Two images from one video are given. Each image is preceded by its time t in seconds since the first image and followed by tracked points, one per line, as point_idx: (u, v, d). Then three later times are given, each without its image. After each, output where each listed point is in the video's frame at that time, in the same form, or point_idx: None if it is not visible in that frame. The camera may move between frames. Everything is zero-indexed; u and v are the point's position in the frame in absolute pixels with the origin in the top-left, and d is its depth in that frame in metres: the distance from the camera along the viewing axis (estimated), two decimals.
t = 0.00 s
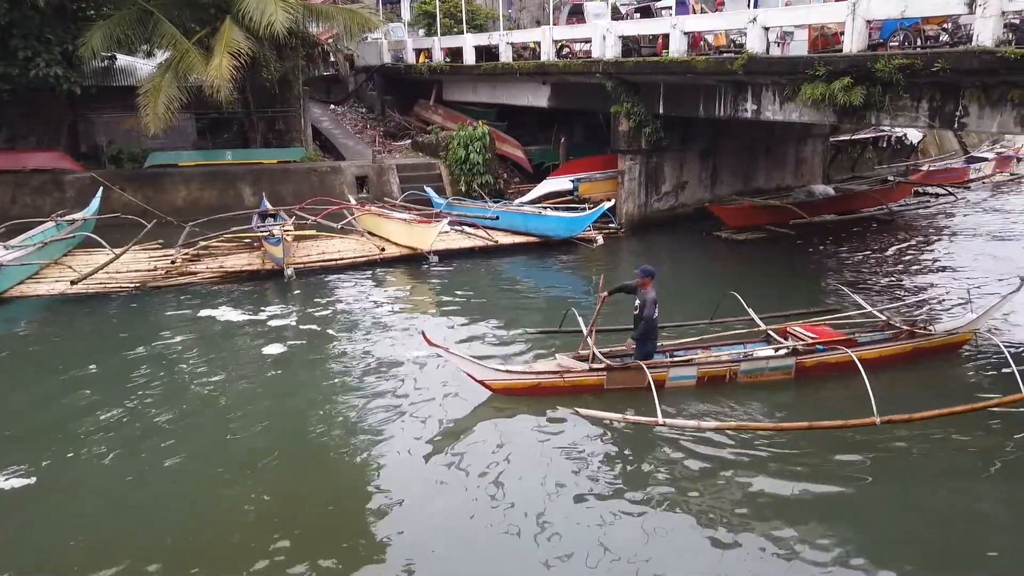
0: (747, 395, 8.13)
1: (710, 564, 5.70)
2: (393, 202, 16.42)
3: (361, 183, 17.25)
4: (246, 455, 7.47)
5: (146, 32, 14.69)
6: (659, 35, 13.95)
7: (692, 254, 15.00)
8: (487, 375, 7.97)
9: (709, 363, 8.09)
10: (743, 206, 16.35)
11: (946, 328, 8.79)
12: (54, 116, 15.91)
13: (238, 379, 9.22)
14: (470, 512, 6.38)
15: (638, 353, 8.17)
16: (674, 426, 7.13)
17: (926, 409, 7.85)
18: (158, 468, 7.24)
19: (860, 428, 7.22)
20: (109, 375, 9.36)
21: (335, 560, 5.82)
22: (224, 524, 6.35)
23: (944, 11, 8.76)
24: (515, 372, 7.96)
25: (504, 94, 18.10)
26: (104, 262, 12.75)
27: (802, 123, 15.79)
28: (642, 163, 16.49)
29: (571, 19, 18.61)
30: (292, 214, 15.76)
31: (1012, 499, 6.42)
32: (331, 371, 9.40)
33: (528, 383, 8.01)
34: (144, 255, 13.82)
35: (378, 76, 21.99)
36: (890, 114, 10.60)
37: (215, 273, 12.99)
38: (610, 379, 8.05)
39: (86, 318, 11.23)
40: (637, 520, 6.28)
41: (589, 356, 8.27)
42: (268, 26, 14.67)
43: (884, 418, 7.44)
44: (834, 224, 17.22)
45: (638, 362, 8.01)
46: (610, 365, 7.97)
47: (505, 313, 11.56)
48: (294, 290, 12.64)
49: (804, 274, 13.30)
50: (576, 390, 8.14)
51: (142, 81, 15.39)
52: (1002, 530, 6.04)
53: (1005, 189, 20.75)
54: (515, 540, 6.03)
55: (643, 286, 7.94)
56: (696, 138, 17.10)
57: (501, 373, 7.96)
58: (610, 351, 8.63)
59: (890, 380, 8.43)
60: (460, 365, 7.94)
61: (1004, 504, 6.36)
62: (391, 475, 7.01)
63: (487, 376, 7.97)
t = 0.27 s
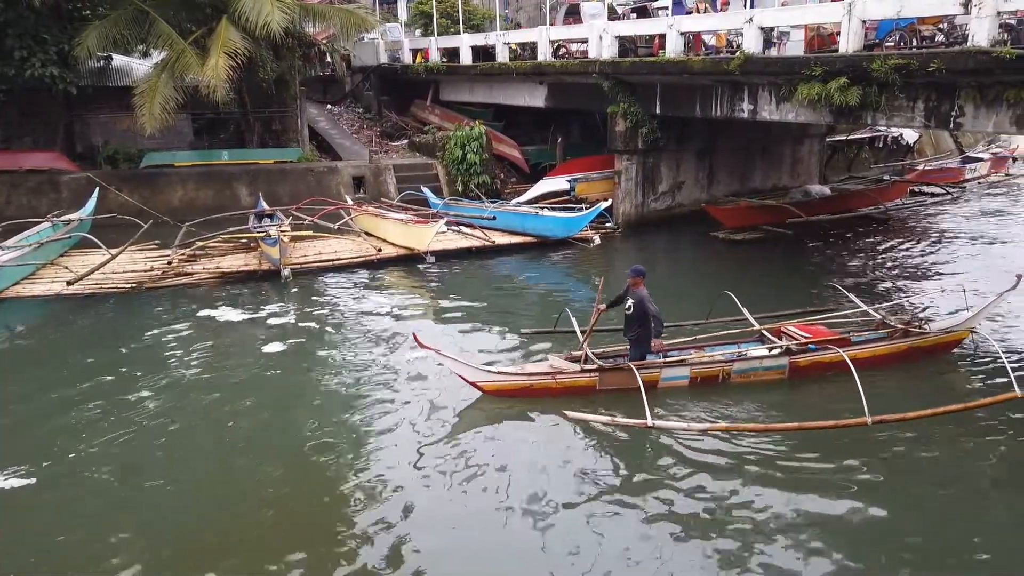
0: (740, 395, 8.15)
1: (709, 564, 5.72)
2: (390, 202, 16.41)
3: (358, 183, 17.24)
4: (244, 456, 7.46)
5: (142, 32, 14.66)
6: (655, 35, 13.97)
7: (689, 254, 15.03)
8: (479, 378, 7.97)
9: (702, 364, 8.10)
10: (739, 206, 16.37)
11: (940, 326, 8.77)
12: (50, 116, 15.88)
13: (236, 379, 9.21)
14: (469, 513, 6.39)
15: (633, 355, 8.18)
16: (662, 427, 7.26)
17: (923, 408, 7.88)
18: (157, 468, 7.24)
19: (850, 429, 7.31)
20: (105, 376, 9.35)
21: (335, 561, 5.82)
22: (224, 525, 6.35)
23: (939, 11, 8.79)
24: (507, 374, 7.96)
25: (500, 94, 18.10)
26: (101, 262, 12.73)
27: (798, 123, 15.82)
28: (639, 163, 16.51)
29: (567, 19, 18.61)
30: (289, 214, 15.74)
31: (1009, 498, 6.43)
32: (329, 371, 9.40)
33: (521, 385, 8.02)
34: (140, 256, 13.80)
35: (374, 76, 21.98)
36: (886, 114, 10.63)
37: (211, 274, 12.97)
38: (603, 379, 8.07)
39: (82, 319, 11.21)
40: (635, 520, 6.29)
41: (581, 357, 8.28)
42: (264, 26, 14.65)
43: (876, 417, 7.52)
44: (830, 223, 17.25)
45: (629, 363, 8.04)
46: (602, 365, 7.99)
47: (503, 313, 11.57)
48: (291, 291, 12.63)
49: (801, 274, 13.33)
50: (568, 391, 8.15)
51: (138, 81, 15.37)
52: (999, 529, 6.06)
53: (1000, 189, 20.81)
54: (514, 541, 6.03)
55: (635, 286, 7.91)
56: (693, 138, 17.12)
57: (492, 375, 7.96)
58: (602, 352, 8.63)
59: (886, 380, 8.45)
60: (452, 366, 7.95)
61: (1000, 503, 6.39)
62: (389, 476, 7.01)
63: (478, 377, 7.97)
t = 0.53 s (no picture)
0: (734, 395, 8.16)
1: (706, 562, 5.72)
2: (387, 202, 16.41)
3: (355, 183, 17.23)
4: (242, 456, 7.46)
5: (138, 32, 14.63)
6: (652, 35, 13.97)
7: (686, 253, 15.04)
8: (472, 378, 7.97)
9: (696, 365, 8.10)
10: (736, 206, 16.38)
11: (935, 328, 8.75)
12: (46, 116, 15.85)
13: (232, 380, 9.19)
14: (466, 512, 6.39)
15: (622, 355, 8.19)
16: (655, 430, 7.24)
17: (922, 409, 7.88)
18: (154, 469, 7.23)
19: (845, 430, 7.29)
20: (102, 376, 9.33)
21: (333, 561, 5.82)
22: (222, 525, 6.35)
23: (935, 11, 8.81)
24: (500, 375, 7.95)
25: (497, 94, 18.10)
26: (97, 263, 12.71)
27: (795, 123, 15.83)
28: (636, 163, 16.52)
29: (564, 19, 18.61)
30: (286, 215, 15.72)
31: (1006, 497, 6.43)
32: (325, 371, 9.39)
33: (513, 385, 8.00)
34: (137, 256, 13.78)
35: (371, 76, 21.97)
36: (882, 114, 10.65)
37: (207, 274, 12.95)
38: (596, 380, 8.06)
39: (79, 319, 11.20)
40: (632, 518, 6.30)
41: (574, 358, 8.27)
42: (261, 26, 14.63)
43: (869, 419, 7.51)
44: (827, 223, 17.27)
45: (622, 363, 8.04)
46: (595, 366, 7.98)
47: (499, 313, 11.56)
48: (288, 291, 12.62)
49: (797, 274, 13.35)
50: (561, 391, 8.13)
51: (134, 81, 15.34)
52: (996, 527, 6.08)
53: (996, 189, 20.87)
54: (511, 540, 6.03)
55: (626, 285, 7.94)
56: (689, 138, 17.13)
57: (487, 376, 7.95)
58: (595, 352, 8.63)
59: (882, 380, 8.45)
60: (444, 366, 7.92)
61: (997, 502, 6.39)
62: (387, 475, 7.01)
63: (472, 378, 7.97)
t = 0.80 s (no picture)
0: (727, 395, 8.16)
1: (702, 562, 5.72)
2: (383, 202, 16.40)
3: (352, 183, 17.21)
4: (238, 457, 7.45)
5: (134, 32, 14.60)
6: (649, 35, 13.98)
7: (683, 253, 15.05)
8: (464, 376, 7.93)
9: (689, 365, 8.12)
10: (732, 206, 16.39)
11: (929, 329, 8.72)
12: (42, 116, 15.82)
13: (228, 381, 9.18)
14: (464, 512, 6.39)
15: (610, 354, 8.23)
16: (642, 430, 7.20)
17: (919, 410, 7.88)
18: (150, 470, 7.22)
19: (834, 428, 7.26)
20: (98, 377, 9.31)
21: (330, 561, 5.82)
22: (219, 527, 6.34)
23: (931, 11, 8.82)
24: (493, 373, 7.91)
25: (494, 94, 18.10)
26: (93, 263, 12.69)
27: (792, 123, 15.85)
28: (633, 163, 16.52)
29: (561, 19, 18.61)
30: (282, 215, 15.71)
31: (1001, 497, 6.44)
32: (322, 372, 9.38)
33: (506, 384, 7.96)
34: (133, 256, 13.76)
35: (368, 76, 21.95)
36: (878, 114, 10.66)
37: (204, 275, 12.94)
38: (589, 379, 8.03)
39: (75, 320, 11.18)
40: (628, 518, 6.29)
41: (568, 357, 8.26)
42: (257, 26, 14.61)
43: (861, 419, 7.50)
44: (823, 223, 17.29)
45: (614, 362, 8.02)
46: (588, 365, 7.95)
47: (496, 313, 11.56)
48: (284, 291, 12.60)
49: (794, 275, 13.36)
50: (554, 390, 8.10)
51: (130, 81, 15.31)
52: (993, 527, 6.08)
53: (992, 189, 20.91)
54: (507, 540, 6.02)
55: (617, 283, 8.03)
56: (686, 138, 17.14)
57: (479, 373, 7.90)
58: (588, 352, 8.63)
59: (877, 380, 8.45)
60: (438, 365, 7.89)
61: (994, 501, 6.40)
62: (383, 475, 7.01)
63: (463, 375, 7.92)
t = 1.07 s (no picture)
0: (719, 395, 8.18)
1: (702, 559, 5.76)
2: (380, 202, 16.39)
3: (349, 183, 17.20)
4: (238, 457, 7.45)
5: (131, 32, 14.57)
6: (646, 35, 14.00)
7: (680, 253, 15.07)
8: (457, 374, 7.94)
9: (682, 365, 8.12)
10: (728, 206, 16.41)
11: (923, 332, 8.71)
12: (38, 116, 15.77)
13: (227, 380, 9.17)
14: (463, 512, 6.40)
15: (600, 354, 8.23)
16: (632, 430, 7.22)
17: (917, 410, 7.89)
18: (148, 470, 7.21)
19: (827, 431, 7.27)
20: (95, 377, 9.29)
21: (333, 559, 5.84)
22: (221, 526, 6.34)
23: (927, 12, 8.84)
24: (487, 372, 7.92)
25: (491, 94, 18.10)
26: (90, 264, 12.66)
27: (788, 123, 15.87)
28: (630, 163, 16.53)
29: (558, 19, 18.61)
30: (279, 215, 15.69)
31: (996, 492, 6.48)
32: (319, 372, 9.37)
33: (499, 383, 7.98)
34: (129, 257, 13.73)
35: (364, 76, 21.93)
36: (875, 114, 10.68)
37: (200, 275, 12.91)
38: (582, 378, 8.04)
39: (72, 320, 11.15)
40: (626, 515, 6.34)
41: (561, 356, 8.26)
42: (254, 25, 14.59)
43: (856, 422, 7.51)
44: (820, 224, 17.31)
45: (605, 362, 8.04)
46: (580, 364, 7.97)
47: (494, 313, 11.56)
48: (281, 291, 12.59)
49: (792, 275, 13.38)
50: (547, 390, 8.12)
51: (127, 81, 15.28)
52: (990, 525, 6.10)
53: (987, 189, 20.96)
54: (506, 537, 6.06)
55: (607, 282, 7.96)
56: (683, 138, 17.16)
57: (473, 372, 7.92)
58: (581, 351, 8.64)
59: (874, 381, 8.47)
60: (432, 364, 7.88)
61: (991, 500, 6.41)
62: (384, 474, 7.04)
63: (459, 374, 7.94)
